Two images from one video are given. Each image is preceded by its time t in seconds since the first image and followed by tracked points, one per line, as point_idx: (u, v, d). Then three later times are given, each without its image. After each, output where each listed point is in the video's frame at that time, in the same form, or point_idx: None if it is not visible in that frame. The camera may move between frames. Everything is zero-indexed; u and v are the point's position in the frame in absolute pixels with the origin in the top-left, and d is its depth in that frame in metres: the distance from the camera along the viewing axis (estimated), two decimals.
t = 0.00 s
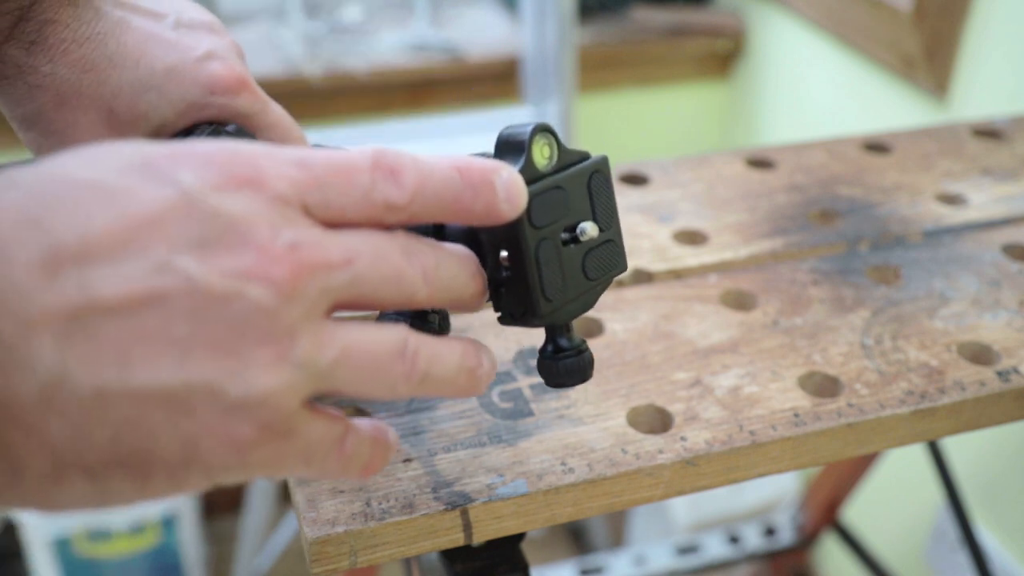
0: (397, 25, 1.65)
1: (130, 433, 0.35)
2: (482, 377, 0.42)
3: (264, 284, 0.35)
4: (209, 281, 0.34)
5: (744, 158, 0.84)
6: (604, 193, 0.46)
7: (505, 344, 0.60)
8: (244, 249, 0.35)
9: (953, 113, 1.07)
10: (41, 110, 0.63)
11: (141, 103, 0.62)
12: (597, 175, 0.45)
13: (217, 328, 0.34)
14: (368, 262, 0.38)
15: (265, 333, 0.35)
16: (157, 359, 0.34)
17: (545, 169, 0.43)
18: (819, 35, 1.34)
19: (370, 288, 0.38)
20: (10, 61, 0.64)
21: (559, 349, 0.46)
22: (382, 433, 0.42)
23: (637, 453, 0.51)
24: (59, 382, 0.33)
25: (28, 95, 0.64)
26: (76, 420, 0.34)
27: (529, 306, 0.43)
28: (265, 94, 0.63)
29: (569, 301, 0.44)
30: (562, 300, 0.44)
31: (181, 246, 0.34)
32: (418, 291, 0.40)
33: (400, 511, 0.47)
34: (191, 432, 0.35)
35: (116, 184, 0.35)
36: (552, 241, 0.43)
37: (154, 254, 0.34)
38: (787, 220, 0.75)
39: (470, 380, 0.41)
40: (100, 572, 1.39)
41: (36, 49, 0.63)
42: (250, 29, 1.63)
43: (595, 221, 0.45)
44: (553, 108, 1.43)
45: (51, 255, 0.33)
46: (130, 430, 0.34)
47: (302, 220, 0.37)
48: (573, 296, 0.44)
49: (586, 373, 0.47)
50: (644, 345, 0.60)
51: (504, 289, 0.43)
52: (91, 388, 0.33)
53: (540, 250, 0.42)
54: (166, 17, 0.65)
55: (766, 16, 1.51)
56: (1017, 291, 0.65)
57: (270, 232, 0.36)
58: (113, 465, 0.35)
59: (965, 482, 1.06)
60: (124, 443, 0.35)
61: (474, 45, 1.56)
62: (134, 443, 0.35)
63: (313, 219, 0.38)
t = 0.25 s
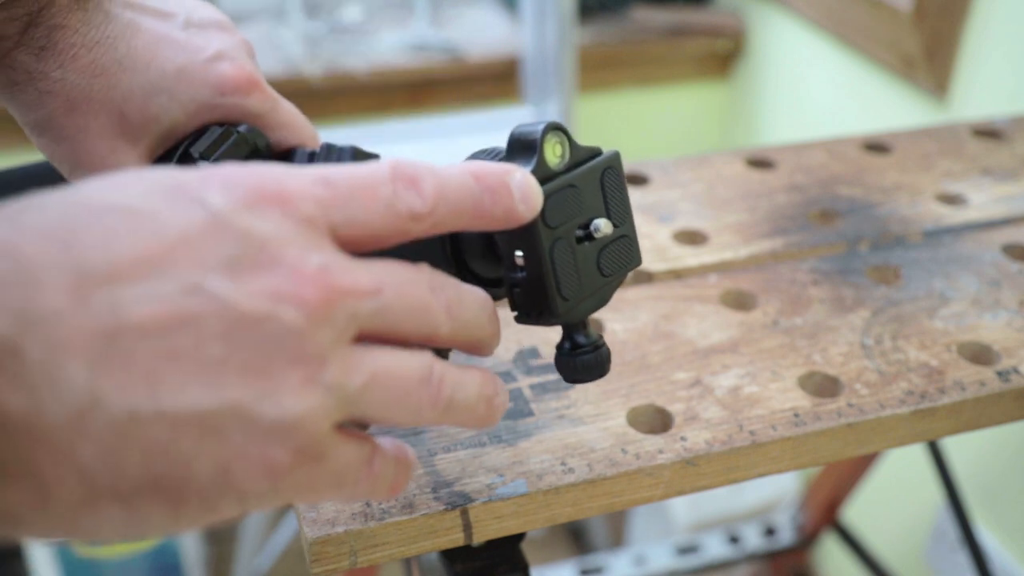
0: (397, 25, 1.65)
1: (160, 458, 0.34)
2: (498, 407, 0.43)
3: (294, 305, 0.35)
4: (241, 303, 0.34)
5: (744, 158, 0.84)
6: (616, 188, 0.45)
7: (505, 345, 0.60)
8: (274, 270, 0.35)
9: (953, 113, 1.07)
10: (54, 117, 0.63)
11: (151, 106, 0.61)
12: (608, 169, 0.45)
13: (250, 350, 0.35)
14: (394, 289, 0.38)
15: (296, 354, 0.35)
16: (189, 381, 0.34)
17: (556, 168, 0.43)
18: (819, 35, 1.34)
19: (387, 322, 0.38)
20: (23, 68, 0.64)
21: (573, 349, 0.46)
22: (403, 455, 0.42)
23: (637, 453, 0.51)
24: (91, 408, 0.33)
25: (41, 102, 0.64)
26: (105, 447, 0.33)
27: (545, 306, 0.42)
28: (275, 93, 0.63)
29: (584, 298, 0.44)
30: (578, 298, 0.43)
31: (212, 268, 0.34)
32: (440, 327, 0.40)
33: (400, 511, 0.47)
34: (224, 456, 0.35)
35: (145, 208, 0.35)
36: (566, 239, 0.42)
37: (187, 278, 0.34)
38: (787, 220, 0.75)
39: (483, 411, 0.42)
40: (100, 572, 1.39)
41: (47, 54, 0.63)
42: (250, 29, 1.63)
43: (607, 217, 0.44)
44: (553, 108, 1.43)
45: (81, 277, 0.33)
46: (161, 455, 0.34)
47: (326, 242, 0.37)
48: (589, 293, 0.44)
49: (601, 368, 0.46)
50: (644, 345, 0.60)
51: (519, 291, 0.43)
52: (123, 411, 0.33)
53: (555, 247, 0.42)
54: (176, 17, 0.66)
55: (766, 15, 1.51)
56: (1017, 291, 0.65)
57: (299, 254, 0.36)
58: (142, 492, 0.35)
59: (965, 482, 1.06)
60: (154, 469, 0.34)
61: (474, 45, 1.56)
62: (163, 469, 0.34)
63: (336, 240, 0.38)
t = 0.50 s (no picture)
0: (397, 25, 1.65)
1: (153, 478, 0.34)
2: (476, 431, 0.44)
3: (289, 324, 0.35)
4: (237, 320, 0.35)
5: (744, 158, 0.84)
6: (632, 204, 0.45)
7: (505, 345, 0.60)
8: (271, 290, 0.36)
9: (953, 113, 1.07)
10: (57, 129, 0.63)
11: (156, 118, 0.61)
12: (622, 184, 0.45)
13: (245, 369, 0.35)
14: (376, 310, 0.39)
15: (291, 374, 0.35)
16: (183, 399, 0.34)
17: (572, 185, 0.43)
18: (819, 35, 1.34)
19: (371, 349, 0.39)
20: (24, 79, 0.63)
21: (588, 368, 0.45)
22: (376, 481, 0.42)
23: (637, 453, 0.51)
24: (85, 423, 0.33)
25: (43, 113, 0.63)
26: (99, 464, 0.33)
27: (561, 326, 0.42)
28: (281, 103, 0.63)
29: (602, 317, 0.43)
30: (596, 317, 0.43)
31: (208, 285, 0.35)
32: (412, 362, 0.41)
33: (400, 511, 0.47)
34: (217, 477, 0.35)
35: (143, 225, 0.35)
36: (582, 257, 0.42)
37: (182, 294, 0.34)
38: (787, 220, 0.75)
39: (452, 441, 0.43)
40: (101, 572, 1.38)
41: (49, 66, 0.63)
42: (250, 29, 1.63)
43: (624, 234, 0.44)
44: (554, 108, 1.43)
45: (78, 292, 0.34)
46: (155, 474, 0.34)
47: (325, 263, 0.37)
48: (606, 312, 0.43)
49: (619, 389, 0.46)
50: (644, 345, 0.60)
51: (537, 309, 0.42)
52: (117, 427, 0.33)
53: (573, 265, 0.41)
54: (181, 27, 0.66)
55: (766, 15, 1.51)
56: (1017, 291, 0.65)
57: (299, 275, 0.36)
58: (137, 512, 0.35)
59: (965, 482, 1.06)
60: (148, 488, 0.34)
61: (474, 45, 1.56)
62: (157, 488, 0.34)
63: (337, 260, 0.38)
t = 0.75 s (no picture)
0: (397, 25, 1.65)
1: (175, 506, 0.33)
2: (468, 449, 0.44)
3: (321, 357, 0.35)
4: (270, 351, 0.34)
5: (744, 158, 0.84)
6: (627, 232, 0.45)
7: (505, 345, 0.60)
8: (302, 320, 0.35)
9: (953, 113, 1.07)
10: (52, 131, 0.62)
11: (151, 125, 0.60)
12: (622, 212, 0.45)
13: (276, 402, 0.34)
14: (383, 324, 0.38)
15: (319, 408, 0.35)
16: (216, 429, 0.33)
17: (572, 211, 0.43)
18: (819, 35, 1.34)
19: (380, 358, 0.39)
20: (18, 78, 0.61)
21: (574, 394, 0.46)
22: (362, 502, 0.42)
23: (637, 453, 0.51)
24: (116, 455, 0.31)
25: (38, 114, 0.62)
26: (123, 494, 0.32)
27: (552, 351, 0.42)
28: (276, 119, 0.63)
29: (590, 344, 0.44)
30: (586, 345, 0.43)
31: (242, 314, 0.34)
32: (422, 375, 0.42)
33: (400, 511, 0.47)
34: (236, 506, 0.34)
35: (175, 244, 0.34)
36: (577, 284, 0.42)
37: (217, 323, 0.33)
38: (787, 220, 0.75)
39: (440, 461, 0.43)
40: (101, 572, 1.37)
41: (47, 67, 0.61)
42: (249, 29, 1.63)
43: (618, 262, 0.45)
44: (553, 108, 1.43)
45: (113, 316, 0.31)
46: (177, 503, 0.33)
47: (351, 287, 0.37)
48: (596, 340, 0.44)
49: (603, 418, 0.47)
50: (645, 345, 0.60)
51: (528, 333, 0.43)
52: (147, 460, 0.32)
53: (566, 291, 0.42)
54: (181, 37, 0.66)
55: (766, 16, 1.51)
56: (1017, 291, 0.65)
57: (331, 305, 0.36)
58: (151, 539, 0.33)
59: (965, 482, 1.06)
60: (166, 516, 0.33)
61: (474, 45, 1.56)
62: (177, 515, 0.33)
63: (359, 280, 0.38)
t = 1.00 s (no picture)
0: (397, 25, 1.65)
1: (206, 538, 0.31)
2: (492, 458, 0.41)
3: (350, 383, 0.33)
4: (318, 382, 0.32)
5: (744, 158, 0.84)
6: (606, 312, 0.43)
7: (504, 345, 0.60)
8: (332, 345, 0.32)
9: (953, 113, 1.07)
10: (58, 94, 0.59)
11: (154, 115, 0.59)
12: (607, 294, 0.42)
13: (307, 429, 0.32)
14: (439, 328, 0.35)
15: (361, 438, 0.33)
16: (245, 461, 0.31)
17: (560, 265, 0.42)
18: (819, 35, 1.34)
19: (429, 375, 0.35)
20: (42, 35, 0.59)
21: (509, 455, 0.43)
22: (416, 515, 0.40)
23: (637, 453, 0.51)
24: (141, 490, 0.30)
25: (49, 75, 0.59)
26: (151, 530, 0.30)
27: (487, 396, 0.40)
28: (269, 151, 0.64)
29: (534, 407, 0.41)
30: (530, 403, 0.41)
31: (270, 340, 0.31)
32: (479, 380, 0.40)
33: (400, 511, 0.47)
34: (272, 535, 0.32)
35: (194, 271, 0.31)
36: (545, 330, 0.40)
37: (244, 351, 0.31)
38: (787, 220, 0.75)
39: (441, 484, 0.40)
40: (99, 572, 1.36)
41: (77, 31, 0.59)
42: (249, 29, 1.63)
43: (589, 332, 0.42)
44: (554, 108, 1.43)
45: (133, 349, 0.29)
46: (208, 534, 0.31)
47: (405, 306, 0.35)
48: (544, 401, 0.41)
49: (528, 494, 0.43)
50: (645, 345, 0.60)
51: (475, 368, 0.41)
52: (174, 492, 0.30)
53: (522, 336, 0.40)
54: (202, 59, 0.65)
55: (766, 16, 1.51)
56: (1017, 291, 0.65)
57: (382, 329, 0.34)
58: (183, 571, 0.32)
59: (965, 482, 1.06)
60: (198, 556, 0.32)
61: (474, 45, 1.56)
62: (209, 547, 0.32)
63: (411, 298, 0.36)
